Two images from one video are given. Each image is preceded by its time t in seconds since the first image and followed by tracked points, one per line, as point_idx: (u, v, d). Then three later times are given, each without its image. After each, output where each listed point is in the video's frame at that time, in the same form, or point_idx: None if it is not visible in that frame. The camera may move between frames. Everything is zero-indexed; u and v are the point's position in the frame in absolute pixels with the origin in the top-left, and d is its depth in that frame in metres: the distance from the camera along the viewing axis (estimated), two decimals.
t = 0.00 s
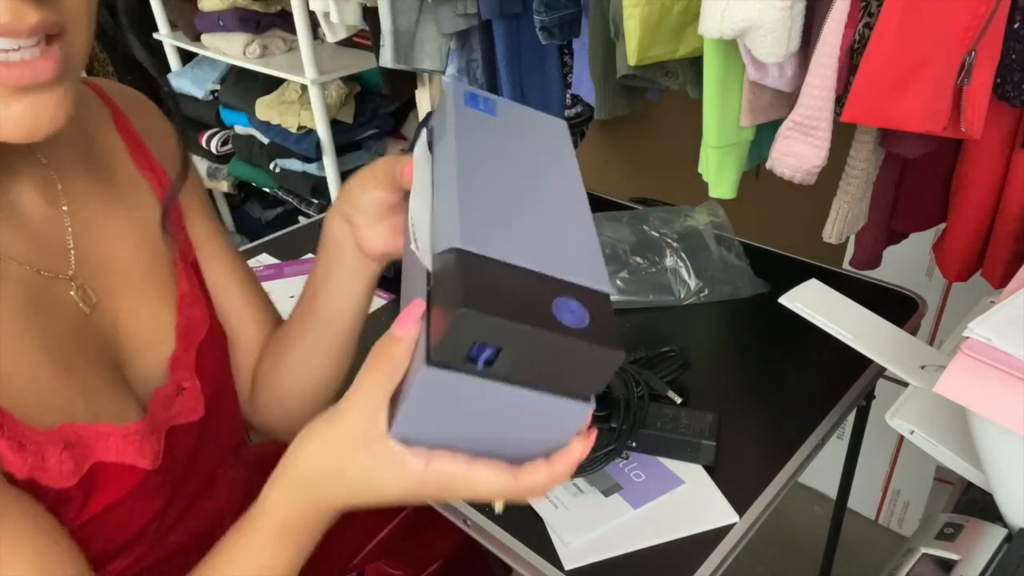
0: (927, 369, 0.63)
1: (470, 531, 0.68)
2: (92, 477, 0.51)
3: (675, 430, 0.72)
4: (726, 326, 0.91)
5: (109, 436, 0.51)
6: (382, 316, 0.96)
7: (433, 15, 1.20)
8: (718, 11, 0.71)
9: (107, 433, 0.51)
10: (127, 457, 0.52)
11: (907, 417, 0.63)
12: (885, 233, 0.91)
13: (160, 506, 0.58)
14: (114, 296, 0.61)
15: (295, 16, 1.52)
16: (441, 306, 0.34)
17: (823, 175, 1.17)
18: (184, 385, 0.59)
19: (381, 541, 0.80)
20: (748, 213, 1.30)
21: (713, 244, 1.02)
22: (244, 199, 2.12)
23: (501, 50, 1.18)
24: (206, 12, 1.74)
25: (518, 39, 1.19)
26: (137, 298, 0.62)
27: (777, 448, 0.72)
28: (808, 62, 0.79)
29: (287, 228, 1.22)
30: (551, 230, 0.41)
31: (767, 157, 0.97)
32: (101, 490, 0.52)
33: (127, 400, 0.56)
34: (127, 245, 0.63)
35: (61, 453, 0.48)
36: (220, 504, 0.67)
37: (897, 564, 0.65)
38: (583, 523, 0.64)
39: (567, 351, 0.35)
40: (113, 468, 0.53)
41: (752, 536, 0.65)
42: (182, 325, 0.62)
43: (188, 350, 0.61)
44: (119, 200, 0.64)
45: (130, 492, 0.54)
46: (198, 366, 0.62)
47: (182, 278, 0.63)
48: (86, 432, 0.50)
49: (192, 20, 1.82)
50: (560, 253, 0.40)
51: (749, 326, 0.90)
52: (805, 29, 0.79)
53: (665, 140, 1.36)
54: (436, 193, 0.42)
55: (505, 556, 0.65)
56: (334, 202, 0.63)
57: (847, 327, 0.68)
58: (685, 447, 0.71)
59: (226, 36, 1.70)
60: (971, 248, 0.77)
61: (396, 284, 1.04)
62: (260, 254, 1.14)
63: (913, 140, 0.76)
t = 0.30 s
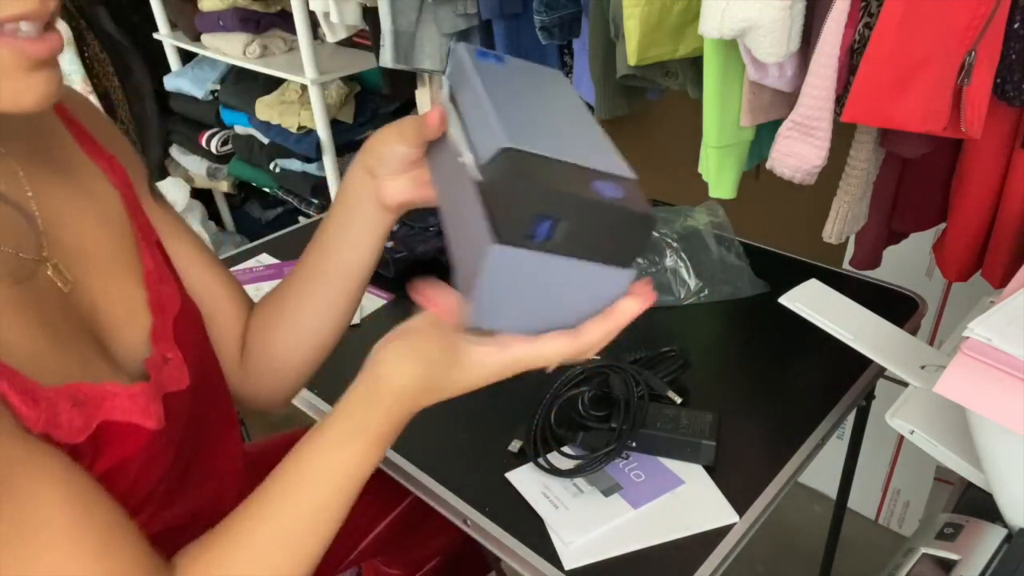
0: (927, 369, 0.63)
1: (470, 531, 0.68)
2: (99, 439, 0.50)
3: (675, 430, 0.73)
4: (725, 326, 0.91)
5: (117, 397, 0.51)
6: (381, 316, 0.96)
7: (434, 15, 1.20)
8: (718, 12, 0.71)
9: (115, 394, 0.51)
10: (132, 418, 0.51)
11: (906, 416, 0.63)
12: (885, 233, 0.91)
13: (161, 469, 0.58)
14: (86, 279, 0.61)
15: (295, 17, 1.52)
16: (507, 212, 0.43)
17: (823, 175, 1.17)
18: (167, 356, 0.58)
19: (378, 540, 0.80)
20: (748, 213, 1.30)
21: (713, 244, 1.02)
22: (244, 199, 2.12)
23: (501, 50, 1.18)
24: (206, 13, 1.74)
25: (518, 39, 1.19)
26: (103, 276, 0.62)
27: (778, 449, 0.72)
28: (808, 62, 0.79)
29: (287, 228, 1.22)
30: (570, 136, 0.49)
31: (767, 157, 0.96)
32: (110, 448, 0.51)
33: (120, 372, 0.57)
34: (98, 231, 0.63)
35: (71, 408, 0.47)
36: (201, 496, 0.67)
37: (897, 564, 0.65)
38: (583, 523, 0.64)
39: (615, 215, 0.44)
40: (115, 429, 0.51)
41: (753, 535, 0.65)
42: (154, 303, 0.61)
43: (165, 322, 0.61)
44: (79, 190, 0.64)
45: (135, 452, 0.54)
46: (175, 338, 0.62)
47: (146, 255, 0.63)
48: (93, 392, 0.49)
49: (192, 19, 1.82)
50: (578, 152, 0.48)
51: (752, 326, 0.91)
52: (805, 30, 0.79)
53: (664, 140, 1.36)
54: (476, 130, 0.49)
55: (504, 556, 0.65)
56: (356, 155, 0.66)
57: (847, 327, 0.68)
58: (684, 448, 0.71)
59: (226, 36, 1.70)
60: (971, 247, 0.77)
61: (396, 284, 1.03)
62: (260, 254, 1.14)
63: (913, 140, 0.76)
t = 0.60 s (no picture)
0: (927, 369, 0.64)
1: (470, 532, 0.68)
2: (112, 390, 0.51)
3: (674, 430, 0.72)
4: (725, 326, 0.91)
5: (126, 348, 0.52)
6: (381, 316, 0.96)
7: (434, 15, 1.20)
8: (718, 11, 0.71)
9: (123, 347, 0.52)
10: (142, 369, 0.52)
11: (906, 416, 0.63)
12: (886, 233, 0.91)
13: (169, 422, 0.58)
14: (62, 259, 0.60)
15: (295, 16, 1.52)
16: (551, 243, 0.47)
17: (823, 175, 1.17)
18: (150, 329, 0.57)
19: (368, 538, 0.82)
20: (748, 213, 1.30)
21: (713, 244, 1.02)
22: (244, 199, 2.12)
23: (501, 51, 1.18)
24: (206, 12, 1.74)
25: (518, 39, 1.19)
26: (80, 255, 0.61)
27: (777, 449, 0.72)
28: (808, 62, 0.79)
29: (287, 228, 1.22)
30: (595, 169, 0.54)
31: (767, 157, 0.96)
32: (121, 399, 0.52)
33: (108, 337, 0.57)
34: (64, 214, 0.63)
35: (86, 356, 0.48)
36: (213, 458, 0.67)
37: (896, 564, 0.65)
38: (583, 523, 0.64)
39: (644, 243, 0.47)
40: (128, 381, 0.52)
41: (753, 535, 0.65)
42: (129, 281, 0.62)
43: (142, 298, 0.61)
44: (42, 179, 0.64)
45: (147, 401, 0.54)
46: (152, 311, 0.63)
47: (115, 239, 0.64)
48: (104, 344, 0.51)
49: (191, 19, 1.82)
50: (605, 180, 0.53)
51: (752, 327, 0.91)
52: (805, 30, 0.79)
53: (665, 140, 1.36)
54: (509, 171, 0.54)
55: (504, 556, 0.65)
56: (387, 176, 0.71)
57: (847, 328, 0.68)
58: (684, 448, 0.71)
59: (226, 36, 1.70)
60: (971, 247, 0.77)
61: (395, 284, 1.03)
62: (260, 254, 1.14)
63: (913, 140, 0.76)
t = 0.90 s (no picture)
0: (927, 369, 0.64)
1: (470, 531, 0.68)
2: (101, 370, 0.51)
3: (675, 430, 0.72)
4: (725, 326, 0.91)
5: (113, 329, 0.51)
6: (381, 315, 0.96)
7: (434, 15, 1.20)
8: (718, 11, 0.71)
9: (109, 328, 0.51)
10: (129, 349, 0.51)
11: (906, 417, 0.63)
12: (885, 232, 0.91)
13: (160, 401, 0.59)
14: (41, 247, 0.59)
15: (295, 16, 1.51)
16: (545, 242, 0.51)
17: (823, 176, 1.17)
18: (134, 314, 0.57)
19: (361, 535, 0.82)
20: (748, 213, 1.30)
21: (713, 243, 1.02)
22: (244, 199, 2.12)
23: (502, 51, 1.18)
24: (206, 12, 1.74)
25: (518, 38, 1.18)
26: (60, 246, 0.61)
27: (778, 449, 0.72)
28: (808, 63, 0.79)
29: (287, 228, 1.22)
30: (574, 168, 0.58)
31: (767, 157, 0.96)
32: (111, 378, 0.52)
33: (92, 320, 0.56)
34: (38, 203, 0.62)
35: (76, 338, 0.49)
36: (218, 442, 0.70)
37: (897, 564, 0.65)
38: (583, 523, 0.64)
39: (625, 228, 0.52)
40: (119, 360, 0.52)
41: (754, 534, 0.65)
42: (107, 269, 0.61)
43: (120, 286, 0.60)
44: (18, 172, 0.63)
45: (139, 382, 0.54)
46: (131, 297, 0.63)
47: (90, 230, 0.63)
48: (90, 326, 0.50)
49: (191, 19, 1.82)
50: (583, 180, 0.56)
51: (752, 326, 0.91)
52: (806, 30, 0.79)
53: (664, 140, 1.36)
54: (497, 187, 0.58)
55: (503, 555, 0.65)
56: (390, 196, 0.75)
57: (847, 328, 0.68)
58: (685, 448, 0.71)
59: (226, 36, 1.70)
60: (971, 247, 0.77)
61: (395, 284, 1.03)
62: (260, 254, 1.14)
63: (913, 141, 0.76)
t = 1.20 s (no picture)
0: (927, 369, 0.64)
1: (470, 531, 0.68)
2: (92, 358, 0.51)
3: (675, 430, 0.72)
4: (725, 326, 0.91)
5: (101, 317, 0.51)
6: (381, 315, 0.96)
7: (434, 15, 1.20)
8: (718, 11, 0.71)
9: (97, 316, 0.51)
10: (118, 336, 0.51)
11: (906, 416, 0.63)
12: (885, 232, 0.91)
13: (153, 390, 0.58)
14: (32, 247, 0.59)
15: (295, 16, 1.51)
16: (530, 210, 0.54)
17: (823, 176, 1.17)
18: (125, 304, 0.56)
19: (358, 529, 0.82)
20: (748, 213, 1.30)
21: (713, 243, 1.02)
22: (244, 199, 2.12)
23: (502, 50, 1.18)
24: (206, 12, 1.74)
25: (518, 38, 1.18)
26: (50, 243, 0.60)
27: (778, 450, 0.72)
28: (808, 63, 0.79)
29: (287, 228, 1.22)
30: (553, 148, 0.61)
31: (767, 157, 0.96)
32: (103, 367, 0.52)
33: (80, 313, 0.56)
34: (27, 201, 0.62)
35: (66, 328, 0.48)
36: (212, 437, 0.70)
37: (896, 564, 0.65)
38: (583, 523, 0.64)
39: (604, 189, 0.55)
40: (104, 348, 0.51)
41: (753, 533, 0.65)
42: (97, 263, 0.61)
43: (111, 279, 0.60)
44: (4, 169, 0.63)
45: (130, 370, 0.54)
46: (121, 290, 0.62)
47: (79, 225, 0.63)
48: (77, 313, 0.50)
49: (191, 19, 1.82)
50: (559, 156, 0.60)
51: (752, 326, 0.91)
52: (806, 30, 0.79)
53: (664, 140, 1.36)
54: (482, 171, 0.61)
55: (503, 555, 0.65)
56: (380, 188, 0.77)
57: (846, 327, 0.68)
58: (685, 448, 0.71)
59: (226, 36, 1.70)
60: (970, 247, 0.77)
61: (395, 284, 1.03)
62: (260, 254, 1.14)
63: (913, 141, 0.76)
